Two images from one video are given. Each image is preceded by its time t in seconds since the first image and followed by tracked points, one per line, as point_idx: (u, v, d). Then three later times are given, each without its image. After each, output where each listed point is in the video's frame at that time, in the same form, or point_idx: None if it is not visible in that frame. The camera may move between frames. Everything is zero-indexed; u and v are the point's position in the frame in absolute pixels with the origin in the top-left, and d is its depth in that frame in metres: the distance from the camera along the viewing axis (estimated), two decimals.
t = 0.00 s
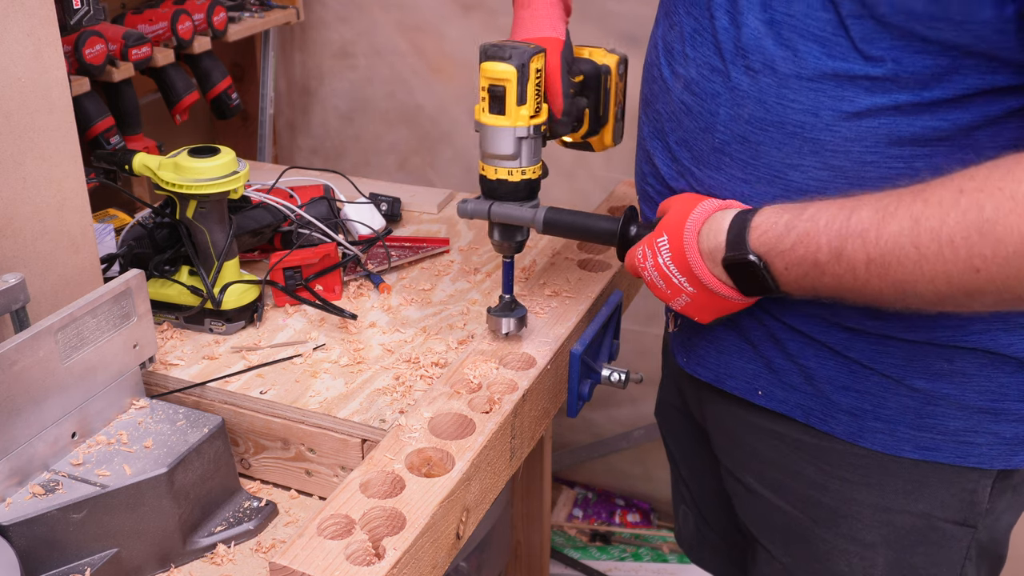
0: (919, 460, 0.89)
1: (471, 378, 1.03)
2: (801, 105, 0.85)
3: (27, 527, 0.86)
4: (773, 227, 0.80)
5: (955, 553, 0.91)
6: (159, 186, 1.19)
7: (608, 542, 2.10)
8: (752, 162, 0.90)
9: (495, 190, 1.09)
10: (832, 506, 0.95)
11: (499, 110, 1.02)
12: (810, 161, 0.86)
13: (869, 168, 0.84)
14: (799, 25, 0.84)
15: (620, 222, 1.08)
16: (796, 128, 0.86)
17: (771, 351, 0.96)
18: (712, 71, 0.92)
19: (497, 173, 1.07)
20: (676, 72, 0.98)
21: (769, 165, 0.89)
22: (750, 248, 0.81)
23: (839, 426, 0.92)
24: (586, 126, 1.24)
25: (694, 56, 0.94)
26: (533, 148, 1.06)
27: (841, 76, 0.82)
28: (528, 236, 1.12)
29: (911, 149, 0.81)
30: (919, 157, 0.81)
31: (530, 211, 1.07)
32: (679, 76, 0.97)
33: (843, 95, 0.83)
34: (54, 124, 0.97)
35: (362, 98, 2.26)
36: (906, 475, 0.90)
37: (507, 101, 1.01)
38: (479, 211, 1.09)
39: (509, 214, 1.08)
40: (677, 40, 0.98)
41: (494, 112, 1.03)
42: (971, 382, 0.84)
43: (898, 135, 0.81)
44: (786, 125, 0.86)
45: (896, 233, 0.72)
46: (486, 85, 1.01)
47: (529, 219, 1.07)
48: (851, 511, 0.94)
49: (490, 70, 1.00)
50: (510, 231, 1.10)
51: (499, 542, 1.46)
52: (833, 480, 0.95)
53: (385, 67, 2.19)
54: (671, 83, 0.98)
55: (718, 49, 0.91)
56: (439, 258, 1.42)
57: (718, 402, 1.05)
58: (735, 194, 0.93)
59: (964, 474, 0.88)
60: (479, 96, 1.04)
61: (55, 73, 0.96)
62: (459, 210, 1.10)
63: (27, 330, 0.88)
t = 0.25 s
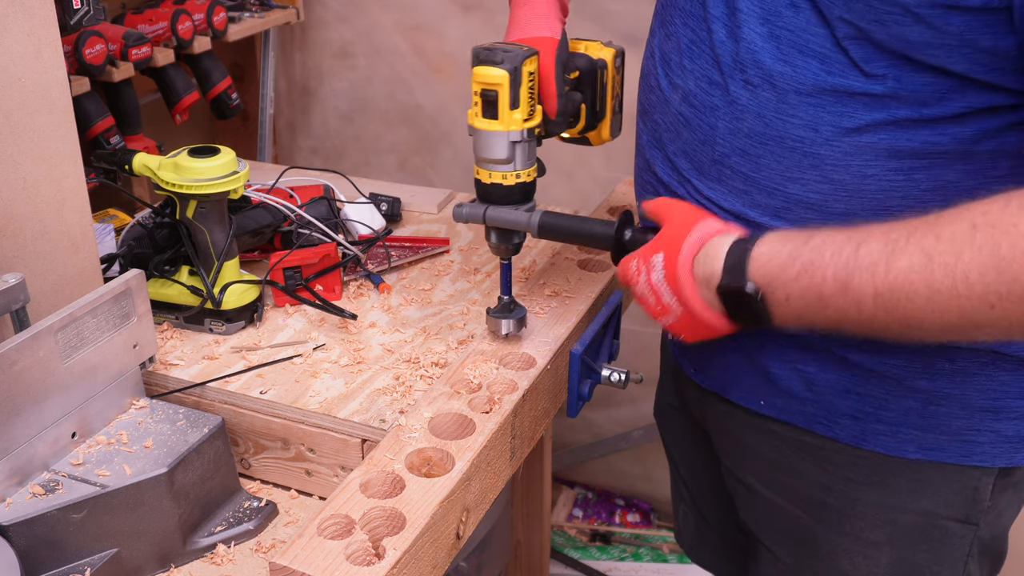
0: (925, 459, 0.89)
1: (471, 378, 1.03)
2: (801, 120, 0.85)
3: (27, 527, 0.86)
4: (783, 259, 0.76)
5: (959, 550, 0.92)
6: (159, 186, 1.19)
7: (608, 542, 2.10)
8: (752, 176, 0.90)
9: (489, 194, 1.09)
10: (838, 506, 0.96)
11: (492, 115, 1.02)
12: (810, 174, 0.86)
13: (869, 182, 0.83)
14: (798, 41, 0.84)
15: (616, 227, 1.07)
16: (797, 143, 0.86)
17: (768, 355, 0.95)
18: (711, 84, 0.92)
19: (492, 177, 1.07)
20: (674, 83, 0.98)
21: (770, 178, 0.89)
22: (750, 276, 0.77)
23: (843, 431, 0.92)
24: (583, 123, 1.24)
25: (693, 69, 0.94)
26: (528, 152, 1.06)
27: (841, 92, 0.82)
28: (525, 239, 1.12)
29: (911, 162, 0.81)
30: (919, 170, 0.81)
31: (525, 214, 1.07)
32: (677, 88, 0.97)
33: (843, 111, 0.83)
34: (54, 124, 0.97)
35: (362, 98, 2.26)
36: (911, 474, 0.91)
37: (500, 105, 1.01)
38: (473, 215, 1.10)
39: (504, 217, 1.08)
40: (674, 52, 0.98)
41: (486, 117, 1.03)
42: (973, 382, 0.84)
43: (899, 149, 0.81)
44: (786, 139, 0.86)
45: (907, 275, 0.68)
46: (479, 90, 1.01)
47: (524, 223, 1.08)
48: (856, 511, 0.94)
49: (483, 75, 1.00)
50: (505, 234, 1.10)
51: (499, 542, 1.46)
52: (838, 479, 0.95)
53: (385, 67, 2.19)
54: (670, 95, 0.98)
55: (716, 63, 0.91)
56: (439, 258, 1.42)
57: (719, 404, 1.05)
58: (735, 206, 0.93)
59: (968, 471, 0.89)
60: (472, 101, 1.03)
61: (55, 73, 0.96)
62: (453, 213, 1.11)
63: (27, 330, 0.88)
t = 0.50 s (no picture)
0: (927, 463, 0.89)
1: (471, 379, 1.03)
2: (798, 123, 0.85)
3: (27, 527, 0.86)
4: (699, 313, 0.72)
5: (957, 550, 0.92)
6: (158, 186, 1.19)
7: (608, 542, 2.10)
8: (750, 177, 0.90)
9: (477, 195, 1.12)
10: (836, 506, 0.96)
11: (472, 116, 1.06)
12: (807, 177, 0.86)
13: (866, 184, 0.83)
14: (792, 44, 0.84)
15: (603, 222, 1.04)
16: (794, 146, 0.85)
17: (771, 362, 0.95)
18: (708, 86, 0.92)
19: (477, 178, 1.11)
20: (672, 84, 0.98)
21: (768, 180, 0.89)
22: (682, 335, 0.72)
23: (843, 438, 0.92)
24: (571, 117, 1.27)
25: (690, 70, 0.95)
26: (510, 151, 1.09)
27: (836, 96, 0.82)
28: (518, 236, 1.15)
29: (907, 165, 0.81)
30: (915, 173, 0.81)
31: (512, 216, 1.10)
32: (675, 89, 0.97)
33: (839, 114, 0.82)
34: (54, 124, 0.97)
35: (362, 98, 2.26)
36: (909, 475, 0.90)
37: (478, 106, 1.04)
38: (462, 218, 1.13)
39: (491, 220, 1.11)
40: (672, 53, 0.99)
41: (466, 118, 1.06)
42: (971, 381, 0.84)
43: (895, 151, 0.81)
44: (782, 142, 0.86)
45: (848, 284, 0.64)
46: (457, 93, 1.04)
47: (511, 224, 1.10)
48: (855, 510, 0.94)
49: (460, 77, 1.03)
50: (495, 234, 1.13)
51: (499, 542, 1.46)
52: (835, 478, 0.95)
53: (385, 67, 2.19)
54: (668, 96, 0.98)
55: (713, 65, 0.91)
56: (439, 258, 1.42)
57: (719, 403, 1.06)
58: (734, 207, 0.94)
59: (966, 471, 0.88)
60: (451, 104, 1.07)
61: (55, 73, 0.96)
62: (442, 217, 1.14)
63: (27, 330, 0.88)
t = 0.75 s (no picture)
0: (901, 461, 0.91)
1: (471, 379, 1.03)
2: (771, 120, 0.86)
3: (27, 527, 0.86)
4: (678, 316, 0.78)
5: (935, 550, 0.93)
6: (159, 186, 1.19)
7: (608, 542, 2.09)
8: (728, 172, 0.92)
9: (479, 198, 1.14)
10: (817, 502, 0.97)
11: (474, 122, 1.07)
12: (784, 173, 0.88)
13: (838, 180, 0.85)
14: (764, 42, 0.84)
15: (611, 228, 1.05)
16: (767, 142, 0.87)
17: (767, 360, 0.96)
18: (690, 82, 0.94)
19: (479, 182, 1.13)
20: (660, 79, 1.00)
21: (745, 175, 0.91)
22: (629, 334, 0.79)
23: (822, 434, 0.95)
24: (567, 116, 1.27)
25: (675, 65, 0.97)
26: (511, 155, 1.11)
27: (806, 94, 0.83)
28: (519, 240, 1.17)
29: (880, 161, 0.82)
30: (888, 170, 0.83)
31: (516, 220, 1.12)
32: (662, 83, 0.99)
33: (811, 111, 0.83)
34: (54, 124, 0.97)
35: (362, 98, 2.26)
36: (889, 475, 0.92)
37: (480, 113, 1.06)
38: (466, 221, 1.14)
39: (495, 224, 1.12)
40: (661, 47, 1.00)
41: (469, 124, 1.08)
42: (952, 381, 0.86)
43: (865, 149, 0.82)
44: (757, 139, 0.88)
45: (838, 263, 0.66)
46: (459, 100, 1.06)
47: (515, 228, 1.12)
48: (834, 506, 0.96)
49: (462, 84, 1.04)
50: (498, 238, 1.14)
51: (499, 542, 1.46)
52: (816, 474, 0.97)
53: (385, 67, 2.19)
54: (656, 90, 1.01)
55: (694, 62, 0.93)
56: (439, 258, 1.42)
57: (712, 398, 1.08)
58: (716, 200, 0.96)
59: (944, 472, 0.90)
60: (453, 109, 1.08)
61: (55, 73, 0.96)
62: (444, 220, 1.15)
63: (27, 330, 0.88)
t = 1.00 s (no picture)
0: (880, 461, 0.91)
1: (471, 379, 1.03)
2: (742, 121, 0.87)
3: (27, 527, 0.86)
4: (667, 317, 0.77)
5: (915, 551, 0.93)
6: (159, 186, 1.19)
7: (608, 542, 2.09)
8: (705, 171, 0.93)
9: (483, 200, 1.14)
10: (798, 499, 0.98)
11: (480, 123, 1.07)
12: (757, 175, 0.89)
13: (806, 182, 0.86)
14: (735, 43, 0.86)
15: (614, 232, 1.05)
16: (739, 143, 0.88)
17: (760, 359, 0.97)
18: (672, 82, 0.95)
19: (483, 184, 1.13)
20: (648, 78, 1.01)
21: (721, 175, 0.92)
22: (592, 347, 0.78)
23: (804, 431, 0.95)
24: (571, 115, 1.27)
25: (659, 65, 0.98)
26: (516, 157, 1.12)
27: (775, 95, 0.84)
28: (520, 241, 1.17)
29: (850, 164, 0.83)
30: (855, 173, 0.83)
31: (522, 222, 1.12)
32: (649, 83, 1.01)
33: (779, 113, 0.84)
34: (54, 124, 0.97)
35: (362, 98, 2.26)
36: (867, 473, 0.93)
37: (486, 114, 1.06)
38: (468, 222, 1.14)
39: (500, 225, 1.12)
40: (650, 47, 1.02)
41: (474, 125, 1.08)
42: (930, 382, 0.87)
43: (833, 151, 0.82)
44: (729, 139, 0.89)
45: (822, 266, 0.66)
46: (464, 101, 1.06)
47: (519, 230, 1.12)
48: (814, 504, 0.97)
49: (467, 85, 1.05)
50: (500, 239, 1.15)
51: (499, 543, 1.46)
52: (796, 472, 0.98)
53: (385, 67, 2.19)
54: (645, 89, 1.02)
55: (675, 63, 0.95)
56: (439, 258, 1.42)
57: (702, 396, 1.09)
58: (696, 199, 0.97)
59: (923, 473, 0.90)
60: (458, 110, 1.09)
61: (54, 73, 0.96)
62: (446, 220, 1.15)
63: (27, 330, 0.88)
